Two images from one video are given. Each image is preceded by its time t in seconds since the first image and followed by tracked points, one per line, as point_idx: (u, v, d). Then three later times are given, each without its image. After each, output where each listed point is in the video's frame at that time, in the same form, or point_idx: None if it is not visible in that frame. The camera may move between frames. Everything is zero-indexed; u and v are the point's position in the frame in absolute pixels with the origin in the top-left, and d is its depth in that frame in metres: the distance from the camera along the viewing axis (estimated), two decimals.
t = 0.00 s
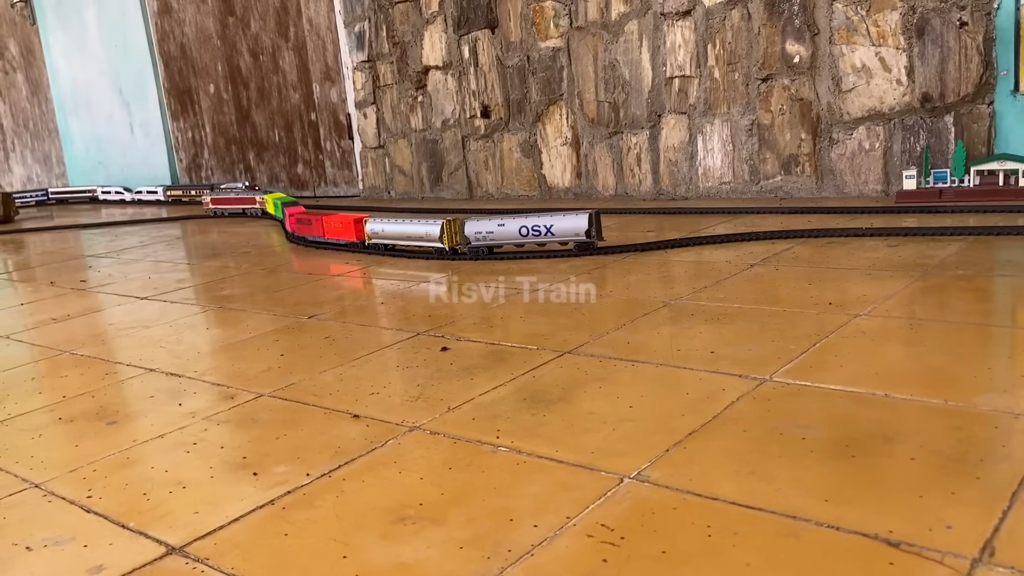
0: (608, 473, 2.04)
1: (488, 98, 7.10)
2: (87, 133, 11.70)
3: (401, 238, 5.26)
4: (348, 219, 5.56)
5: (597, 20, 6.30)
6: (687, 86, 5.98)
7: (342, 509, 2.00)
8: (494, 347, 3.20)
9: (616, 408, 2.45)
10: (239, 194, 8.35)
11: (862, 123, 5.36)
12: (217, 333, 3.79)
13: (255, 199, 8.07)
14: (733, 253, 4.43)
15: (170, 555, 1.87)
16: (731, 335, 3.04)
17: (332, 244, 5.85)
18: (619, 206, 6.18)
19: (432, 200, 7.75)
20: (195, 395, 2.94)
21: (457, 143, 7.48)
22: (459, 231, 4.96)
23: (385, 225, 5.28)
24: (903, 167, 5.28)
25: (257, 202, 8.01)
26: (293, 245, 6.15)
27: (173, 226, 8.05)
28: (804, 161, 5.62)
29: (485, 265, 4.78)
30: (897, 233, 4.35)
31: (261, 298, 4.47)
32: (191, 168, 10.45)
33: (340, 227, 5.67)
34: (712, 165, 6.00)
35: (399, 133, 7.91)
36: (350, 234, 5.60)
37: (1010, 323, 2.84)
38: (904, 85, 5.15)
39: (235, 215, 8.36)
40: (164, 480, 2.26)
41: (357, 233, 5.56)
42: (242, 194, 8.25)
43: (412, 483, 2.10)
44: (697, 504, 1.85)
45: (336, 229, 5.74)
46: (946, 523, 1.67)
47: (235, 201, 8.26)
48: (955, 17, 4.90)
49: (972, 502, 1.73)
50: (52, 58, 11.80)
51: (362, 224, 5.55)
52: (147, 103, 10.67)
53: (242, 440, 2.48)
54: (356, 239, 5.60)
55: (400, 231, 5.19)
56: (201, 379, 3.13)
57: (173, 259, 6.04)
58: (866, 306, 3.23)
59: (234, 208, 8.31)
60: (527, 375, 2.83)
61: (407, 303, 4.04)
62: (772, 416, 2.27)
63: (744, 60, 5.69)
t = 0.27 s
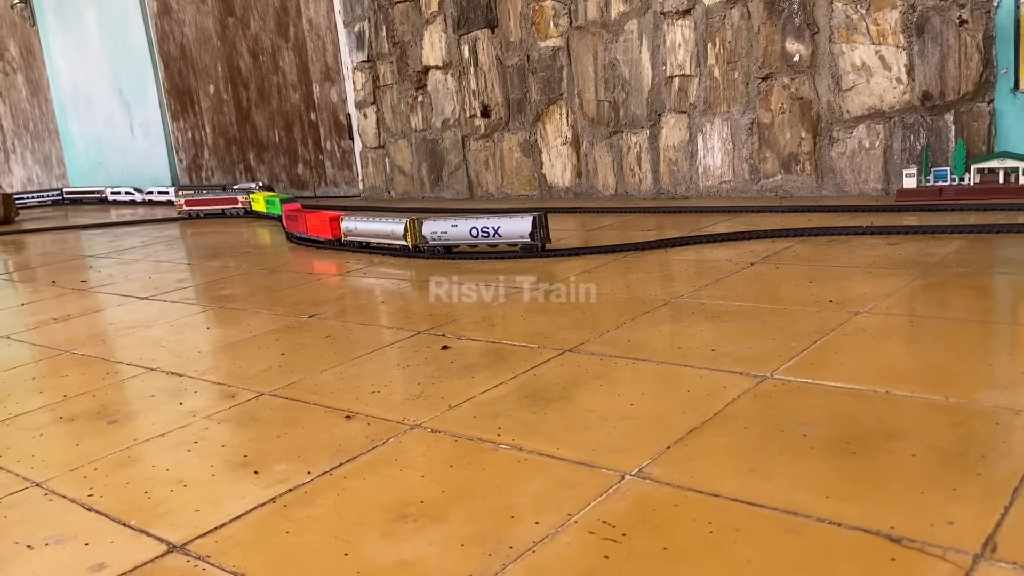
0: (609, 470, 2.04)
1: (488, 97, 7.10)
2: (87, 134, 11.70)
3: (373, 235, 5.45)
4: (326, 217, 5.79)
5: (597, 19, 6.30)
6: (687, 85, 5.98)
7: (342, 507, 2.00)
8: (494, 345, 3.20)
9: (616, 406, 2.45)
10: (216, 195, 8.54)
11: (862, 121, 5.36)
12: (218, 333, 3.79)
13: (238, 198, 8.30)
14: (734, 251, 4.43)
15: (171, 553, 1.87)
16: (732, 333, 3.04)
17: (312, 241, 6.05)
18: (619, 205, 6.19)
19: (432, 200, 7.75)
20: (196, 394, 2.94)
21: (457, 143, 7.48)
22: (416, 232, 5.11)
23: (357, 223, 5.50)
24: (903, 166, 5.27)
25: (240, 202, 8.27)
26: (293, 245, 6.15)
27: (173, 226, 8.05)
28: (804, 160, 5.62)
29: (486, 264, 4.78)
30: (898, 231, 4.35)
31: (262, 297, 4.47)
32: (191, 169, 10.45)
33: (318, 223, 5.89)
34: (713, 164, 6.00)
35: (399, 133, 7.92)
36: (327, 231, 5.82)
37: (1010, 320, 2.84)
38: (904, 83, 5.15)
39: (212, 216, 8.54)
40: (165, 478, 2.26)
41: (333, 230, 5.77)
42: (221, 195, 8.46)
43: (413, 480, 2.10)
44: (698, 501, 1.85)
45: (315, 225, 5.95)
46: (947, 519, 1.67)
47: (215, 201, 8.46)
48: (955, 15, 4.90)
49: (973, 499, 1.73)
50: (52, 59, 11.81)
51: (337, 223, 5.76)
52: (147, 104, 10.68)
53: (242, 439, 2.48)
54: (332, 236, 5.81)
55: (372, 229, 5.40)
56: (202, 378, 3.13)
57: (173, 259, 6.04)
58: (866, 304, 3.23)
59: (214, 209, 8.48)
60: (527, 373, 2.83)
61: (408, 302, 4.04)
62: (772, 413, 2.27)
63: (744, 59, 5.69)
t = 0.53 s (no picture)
0: (610, 471, 2.04)
1: (488, 98, 7.10)
2: (87, 135, 11.70)
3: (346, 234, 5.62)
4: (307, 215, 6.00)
5: (597, 20, 6.30)
6: (686, 85, 5.99)
7: (343, 508, 2.00)
8: (495, 346, 3.20)
9: (617, 407, 2.44)
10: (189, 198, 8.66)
11: (862, 121, 5.36)
12: (218, 334, 3.79)
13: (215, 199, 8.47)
14: (734, 252, 4.43)
15: (172, 555, 1.87)
16: (733, 333, 3.04)
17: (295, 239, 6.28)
18: (619, 205, 6.19)
19: (432, 201, 7.75)
20: (197, 395, 2.94)
21: (457, 143, 7.48)
22: (382, 232, 5.26)
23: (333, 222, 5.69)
24: (903, 166, 5.27)
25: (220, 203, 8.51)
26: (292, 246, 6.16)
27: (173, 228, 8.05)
28: (804, 160, 5.62)
29: (485, 265, 4.78)
30: (898, 231, 4.35)
31: (262, 298, 4.47)
32: (191, 170, 10.45)
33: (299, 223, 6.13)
34: (712, 164, 6.00)
35: (399, 134, 7.91)
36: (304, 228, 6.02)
37: (1011, 320, 2.84)
38: (904, 83, 5.15)
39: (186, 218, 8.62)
40: (165, 480, 2.26)
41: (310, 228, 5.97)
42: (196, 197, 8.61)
43: (414, 482, 2.10)
44: (699, 501, 1.84)
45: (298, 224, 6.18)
46: (949, 519, 1.67)
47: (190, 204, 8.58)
48: (955, 15, 4.90)
49: (974, 499, 1.73)
50: (52, 60, 11.80)
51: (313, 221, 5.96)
52: (146, 105, 10.67)
53: (243, 440, 2.48)
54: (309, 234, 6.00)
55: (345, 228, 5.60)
56: (202, 379, 3.13)
57: (173, 260, 6.04)
58: (867, 304, 3.22)
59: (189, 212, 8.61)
60: (527, 374, 2.82)
61: (408, 303, 4.04)
62: (774, 414, 2.27)
63: (743, 59, 5.69)
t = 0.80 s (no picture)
0: (610, 471, 2.04)
1: (488, 98, 7.10)
2: (87, 136, 11.69)
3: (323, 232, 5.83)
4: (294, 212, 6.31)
5: (596, 19, 6.30)
6: (686, 85, 5.98)
7: (343, 509, 2.00)
8: (495, 347, 3.20)
9: (617, 407, 2.44)
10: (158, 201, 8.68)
11: (862, 121, 5.36)
12: (218, 335, 3.79)
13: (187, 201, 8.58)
14: (734, 251, 4.43)
15: (172, 556, 1.87)
16: (733, 333, 3.04)
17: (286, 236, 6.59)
18: (619, 206, 6.19)
19: (432, 201, 7.75)
20: (196, 396, 2.94)
21: (457, 144, 7.47)
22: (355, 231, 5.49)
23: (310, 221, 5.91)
24: (903, 165, 5.27)
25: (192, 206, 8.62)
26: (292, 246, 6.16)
27: (173, 228, 8.04)
28: (804, 159, 5.61)
29: (485, 265, 4.78)
30: (897, 231, 4.35)
31: (262, 299, 4.47)
32: (191, 171, 10.45)
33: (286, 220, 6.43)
34: (712, 164, 6.00)
35: (399, 134, 7.92)
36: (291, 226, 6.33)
37: (1011, 319, 2.84)
38: (904, 83, 5.14)
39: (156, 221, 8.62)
40: (165, 481, 2.26)
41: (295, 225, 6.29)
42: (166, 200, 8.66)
43: (414, 482, 2.10)
44: (700, 502, 1.84)
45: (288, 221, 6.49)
46: (950, 519, 1.66)
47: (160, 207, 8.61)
48: (954, 14, 4.90)
49: (975, 499, 1.73)
50: (51, 61, 11.80)
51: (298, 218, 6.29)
52: (146, 106, 10.67)
53: (243, 441, 2.48)
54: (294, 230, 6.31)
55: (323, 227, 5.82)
56: (202, 380, 3.13)
57: (173, 261, 6.03)
58: (867, 303, 3.22)
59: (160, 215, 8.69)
60: (528, 374, 2.82)
61: (408, 303, 4.04)
62: (774, 413, 2.27)
63: (743, 59, 5.69)
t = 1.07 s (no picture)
0: (611, 473, 2.03)
1: (488, 98, 7.10)
2: (86, 137, 11.68)
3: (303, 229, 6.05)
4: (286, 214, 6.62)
5: (596, 20, 6.29)
6: (686, 85, 5.98)
7: (343, 511, 1.99)
8: (495, 347, 3.19)
9: (618, 408, 2.44)
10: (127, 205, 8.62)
11: (862, 121, 5.36)
12: (218, 335, 3.79)
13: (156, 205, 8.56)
14: (734, 252, 4.43)
15: (172, 558, 1.86)
16: (733, 333, 3.04)
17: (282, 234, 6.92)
18: (619, 206, 6.18)
19: (431, 201, 7.74)
20: (196, 397, 2.93)
21: (457, 144, 7.47)
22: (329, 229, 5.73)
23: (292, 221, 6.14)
24: (903, 165, 5.27)
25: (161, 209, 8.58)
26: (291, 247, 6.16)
27: (172, 229, 8.04)
28: (804, 159, 5.61)
29: (485, 265, 4.78)
30: (897, 231, 4.34)
31: (261, 300, 4.47)
32: (190, 171, 10.44)
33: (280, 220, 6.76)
34: (712, 164, 6.00)
35: (399, 134, 7.91)
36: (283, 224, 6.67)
37: (1011, 319, 2.84)
38: (903, 83, 5.14)
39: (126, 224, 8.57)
40: (165, 483, 2.26)
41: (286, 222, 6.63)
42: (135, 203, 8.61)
43: (414, 484, 2.09)
44: (701, 503, 1.84)
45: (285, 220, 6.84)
46: (951, 521, 1.66)
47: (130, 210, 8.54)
48: (954, 14, 4.90)
49: (976, 500, 1.73)
50: (51, 62, 11.79)
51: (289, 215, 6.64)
52: (145, 107, 10.67)
53: (243, 443, 2.47)
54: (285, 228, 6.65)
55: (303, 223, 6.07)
56: (202, 382, 3.12)
57: (173, 262, 6.03)
58: (868, 304, 3.22)
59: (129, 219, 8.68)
60: (528, 375, 2.82)
61: (408, 304, 4.04)
62: (775, 414, 2.26)
63: (743, 59, 5.69)
